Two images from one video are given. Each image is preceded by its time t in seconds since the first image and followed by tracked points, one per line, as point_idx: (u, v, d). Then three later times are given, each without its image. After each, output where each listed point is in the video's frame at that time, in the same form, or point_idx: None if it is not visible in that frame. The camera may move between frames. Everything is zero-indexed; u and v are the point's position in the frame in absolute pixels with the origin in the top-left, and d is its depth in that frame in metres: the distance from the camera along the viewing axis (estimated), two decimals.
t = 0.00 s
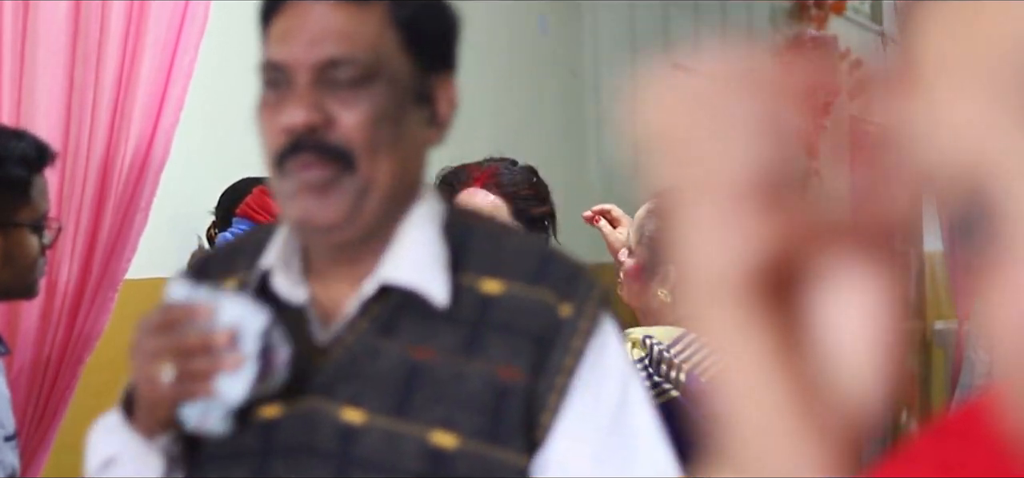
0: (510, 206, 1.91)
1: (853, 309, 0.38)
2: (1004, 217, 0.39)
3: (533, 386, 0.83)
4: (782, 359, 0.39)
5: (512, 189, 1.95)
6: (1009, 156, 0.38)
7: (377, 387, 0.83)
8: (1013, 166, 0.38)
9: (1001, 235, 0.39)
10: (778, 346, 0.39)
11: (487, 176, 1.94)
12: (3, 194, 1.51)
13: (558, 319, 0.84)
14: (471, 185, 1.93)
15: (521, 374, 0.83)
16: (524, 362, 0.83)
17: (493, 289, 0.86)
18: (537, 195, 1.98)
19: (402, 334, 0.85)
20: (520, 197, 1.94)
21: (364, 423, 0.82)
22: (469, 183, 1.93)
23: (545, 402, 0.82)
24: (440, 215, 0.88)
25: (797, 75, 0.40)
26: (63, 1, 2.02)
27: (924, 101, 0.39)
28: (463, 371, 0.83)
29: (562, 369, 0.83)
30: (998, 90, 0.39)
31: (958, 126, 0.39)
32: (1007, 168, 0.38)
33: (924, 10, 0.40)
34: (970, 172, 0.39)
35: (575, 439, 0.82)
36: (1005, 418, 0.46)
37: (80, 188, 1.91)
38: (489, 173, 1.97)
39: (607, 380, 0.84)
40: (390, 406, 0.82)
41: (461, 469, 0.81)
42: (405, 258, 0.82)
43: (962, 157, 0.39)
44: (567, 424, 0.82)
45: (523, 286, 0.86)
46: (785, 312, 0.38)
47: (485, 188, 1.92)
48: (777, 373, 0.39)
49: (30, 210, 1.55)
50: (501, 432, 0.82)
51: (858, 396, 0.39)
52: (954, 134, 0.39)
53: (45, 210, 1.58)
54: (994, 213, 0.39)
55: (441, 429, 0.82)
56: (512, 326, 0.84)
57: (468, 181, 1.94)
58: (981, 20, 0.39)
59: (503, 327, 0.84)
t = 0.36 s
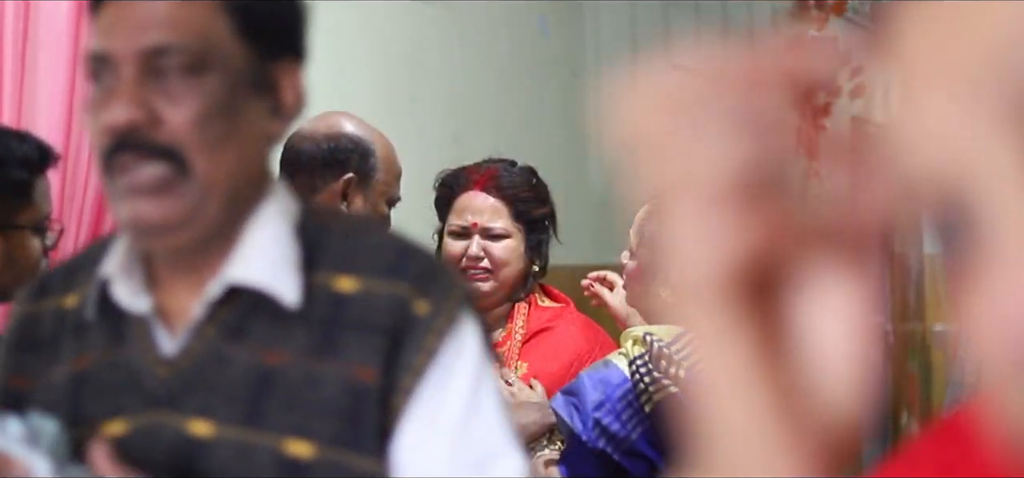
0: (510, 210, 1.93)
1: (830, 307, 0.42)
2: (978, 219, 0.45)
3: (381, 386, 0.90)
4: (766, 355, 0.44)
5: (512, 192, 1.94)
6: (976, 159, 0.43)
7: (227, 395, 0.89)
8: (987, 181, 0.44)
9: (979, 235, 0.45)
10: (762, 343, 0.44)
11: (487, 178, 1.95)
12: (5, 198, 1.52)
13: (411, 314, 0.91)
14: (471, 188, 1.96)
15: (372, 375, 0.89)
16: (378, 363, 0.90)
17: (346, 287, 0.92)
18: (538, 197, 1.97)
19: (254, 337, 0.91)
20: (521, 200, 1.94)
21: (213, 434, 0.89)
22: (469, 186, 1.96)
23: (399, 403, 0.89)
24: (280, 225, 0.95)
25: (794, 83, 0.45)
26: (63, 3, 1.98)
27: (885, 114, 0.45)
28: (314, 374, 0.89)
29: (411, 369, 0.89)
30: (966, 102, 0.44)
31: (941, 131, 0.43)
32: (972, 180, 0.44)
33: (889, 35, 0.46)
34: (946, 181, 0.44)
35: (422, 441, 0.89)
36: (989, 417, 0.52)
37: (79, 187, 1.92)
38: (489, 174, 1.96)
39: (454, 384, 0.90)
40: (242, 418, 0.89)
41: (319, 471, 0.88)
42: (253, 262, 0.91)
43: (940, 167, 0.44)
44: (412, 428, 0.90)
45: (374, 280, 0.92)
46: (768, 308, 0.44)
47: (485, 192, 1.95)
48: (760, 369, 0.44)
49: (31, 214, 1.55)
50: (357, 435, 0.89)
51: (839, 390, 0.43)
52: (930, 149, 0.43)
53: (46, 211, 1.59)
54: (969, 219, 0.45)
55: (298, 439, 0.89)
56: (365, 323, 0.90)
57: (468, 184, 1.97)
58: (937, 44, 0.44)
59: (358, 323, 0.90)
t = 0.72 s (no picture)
0: (518, 213, 1.93)
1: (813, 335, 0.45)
2: (967, 233, 0.50)
3: (248, 368, 0.71)
4: (746, 382, 0.47)
5: (519, 195, 1.93)
6: (963, 175, 0.48)
7: (75, 378, 0.71)
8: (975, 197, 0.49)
9: (971, 250, 0.50)
10: (743, 367, 0.47)
11: (493, 181, 1.95)
12: None
13: (280, 289, 0.72)
14: (477, 191, 1.96)
15: (235, 355, 0.70)
16: (239, 341, 0.71)
17: (207, 259, 0.73)
18: (544, 200, 1.96)
19: (107, 313, 0.72)
20: (527, 204, 1.94)
21: (60, 421, 0.70)
22: (475, 188, 1.96)
23: (267, 382, 0.70)
24: (144, 183, 0.76)
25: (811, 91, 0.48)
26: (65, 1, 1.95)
27: (877, 110, 0.48)
28: (175, 353, 0.71)
29: (284, 347, 0.70)
30: (954, 120, 0.49)
31: (929, 149, 0.48)
32: (960, 193, 0.48)
33: (863, 60, 0.49)
34: (930, 193, 0.48)
35: (293, 435, 0.69)
36: (974, 429, 0.56)
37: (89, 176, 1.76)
38: (495, 177, 1.95)
39: (329, 363, 0.71)
40: (88, 401, 0.70)
41: (179, 467, 0.70)
42: (106, 226, 0.73)
43: (927, 178, 0.48)
44: (283, 419, 0.70)
45: (239, 251, 0.73)
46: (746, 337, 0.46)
47: (491, 195, 1.94)
48: (742, 394, 0.48)
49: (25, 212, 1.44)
50: (219, 417, 0.70)
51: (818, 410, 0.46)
52: (921, 158, 0.48)
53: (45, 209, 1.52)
54: (953, 239, 0.50)
55: (152, 422, 0.70)
56: (229, 300, 0.71)
57: (474, 186, 1.96)
58: (931, 51, 0.49)
59: (221, 300, 0.71)
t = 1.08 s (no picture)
0: (526, 216, 1.93)
1: (792, 341, 0.58)
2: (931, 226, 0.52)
3: (105, 400, 0.60)
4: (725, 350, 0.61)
5: (526, 197, 1.93)
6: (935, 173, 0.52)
7: None
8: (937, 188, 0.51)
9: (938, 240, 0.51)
10: (721, 335, 0.61)
11: (500, 184, 1.95)
12: None
13: (143, 311, 0.62)
14: (485, 193, 1.96)
15: (92, 382, 0.60)
16: (95, 368, 0.60)
17: (65, 273, 0.62)
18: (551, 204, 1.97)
19: None
20: (535, 207, 1.94)
21: None
22: (483, 190, 1.96)
23: (127, 419, 0.59)
24: (10, 174, 0.66)
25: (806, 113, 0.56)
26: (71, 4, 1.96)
27: (847, 121, 0.55)
28: (18, 379, 0.60)
29: (150, 374, 0.60)
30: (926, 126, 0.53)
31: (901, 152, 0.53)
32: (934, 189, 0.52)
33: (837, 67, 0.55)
34: (909, 193, 0.53)
35: (175, 467, 0.60)
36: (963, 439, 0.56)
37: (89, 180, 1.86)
38: (503, 179, 1.96)
39: (214, 396, 0.62)
40: None
41: None
42: None
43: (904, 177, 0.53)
44: (156, 455, 0.60)
45: (101, 265, 0.63)
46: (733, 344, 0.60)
47: (499, 197, 1.94)
48: (721, 359, 0.62)
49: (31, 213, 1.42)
50: (60, 458, 0.59)
51: (798, 401, 0.60)
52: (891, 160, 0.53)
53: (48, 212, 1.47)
54: (920, 236, 0.52)
55: None
56: (84, 319, 0.61)
57: (482, 188, 1.96)
58: (901, 66, 0.54)
59: (77, 320, 0.61)
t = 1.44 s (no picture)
0: (530, 216, 1.92)
1: (777, 338, 0.64)
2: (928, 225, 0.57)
3: None
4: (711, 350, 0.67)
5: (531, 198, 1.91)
6: (928, 177, 0.57)
7: None
8: (928, 190, 0.57)
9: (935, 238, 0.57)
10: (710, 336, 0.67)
11: (506, 184, 1.94)
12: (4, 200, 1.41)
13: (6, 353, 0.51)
14: (490, 193, 1.96)
15: None
16: None
17: None
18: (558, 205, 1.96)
19: None
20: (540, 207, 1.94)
21: None
22: (488, 191, 1.96)
23: None
24: None
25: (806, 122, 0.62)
26: (73, 7, 1.98)
27: (837, 122, 0.61)
28: None
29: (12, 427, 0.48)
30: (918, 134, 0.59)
31: (897, 158, 0.59)
32: (927, 191, 0.57)
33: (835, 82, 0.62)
34: (899, 195, 0.59)
35: None
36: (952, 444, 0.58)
37: (91, 193, 1.92)
38: (510, 180, 1.94)
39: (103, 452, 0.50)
40: None
41: None
42: None
43: (896, 180, 0.59)
44: None
45: None
46: (720, 341, 0.66)
47: (505, 198, 1.94)
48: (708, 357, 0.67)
49: (36, 216, 1.43)
50: None
51: (783, 396, 0.65)
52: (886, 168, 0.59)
53: (52, 214, 1.48)
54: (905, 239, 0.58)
55: None
56: None
57: (487, 188, 1.96)
58: (892, 83, 0.60)
59: None
